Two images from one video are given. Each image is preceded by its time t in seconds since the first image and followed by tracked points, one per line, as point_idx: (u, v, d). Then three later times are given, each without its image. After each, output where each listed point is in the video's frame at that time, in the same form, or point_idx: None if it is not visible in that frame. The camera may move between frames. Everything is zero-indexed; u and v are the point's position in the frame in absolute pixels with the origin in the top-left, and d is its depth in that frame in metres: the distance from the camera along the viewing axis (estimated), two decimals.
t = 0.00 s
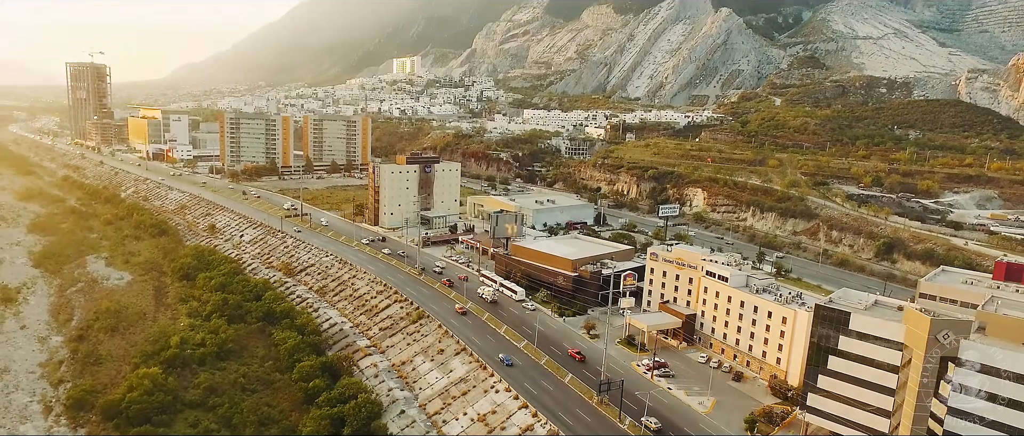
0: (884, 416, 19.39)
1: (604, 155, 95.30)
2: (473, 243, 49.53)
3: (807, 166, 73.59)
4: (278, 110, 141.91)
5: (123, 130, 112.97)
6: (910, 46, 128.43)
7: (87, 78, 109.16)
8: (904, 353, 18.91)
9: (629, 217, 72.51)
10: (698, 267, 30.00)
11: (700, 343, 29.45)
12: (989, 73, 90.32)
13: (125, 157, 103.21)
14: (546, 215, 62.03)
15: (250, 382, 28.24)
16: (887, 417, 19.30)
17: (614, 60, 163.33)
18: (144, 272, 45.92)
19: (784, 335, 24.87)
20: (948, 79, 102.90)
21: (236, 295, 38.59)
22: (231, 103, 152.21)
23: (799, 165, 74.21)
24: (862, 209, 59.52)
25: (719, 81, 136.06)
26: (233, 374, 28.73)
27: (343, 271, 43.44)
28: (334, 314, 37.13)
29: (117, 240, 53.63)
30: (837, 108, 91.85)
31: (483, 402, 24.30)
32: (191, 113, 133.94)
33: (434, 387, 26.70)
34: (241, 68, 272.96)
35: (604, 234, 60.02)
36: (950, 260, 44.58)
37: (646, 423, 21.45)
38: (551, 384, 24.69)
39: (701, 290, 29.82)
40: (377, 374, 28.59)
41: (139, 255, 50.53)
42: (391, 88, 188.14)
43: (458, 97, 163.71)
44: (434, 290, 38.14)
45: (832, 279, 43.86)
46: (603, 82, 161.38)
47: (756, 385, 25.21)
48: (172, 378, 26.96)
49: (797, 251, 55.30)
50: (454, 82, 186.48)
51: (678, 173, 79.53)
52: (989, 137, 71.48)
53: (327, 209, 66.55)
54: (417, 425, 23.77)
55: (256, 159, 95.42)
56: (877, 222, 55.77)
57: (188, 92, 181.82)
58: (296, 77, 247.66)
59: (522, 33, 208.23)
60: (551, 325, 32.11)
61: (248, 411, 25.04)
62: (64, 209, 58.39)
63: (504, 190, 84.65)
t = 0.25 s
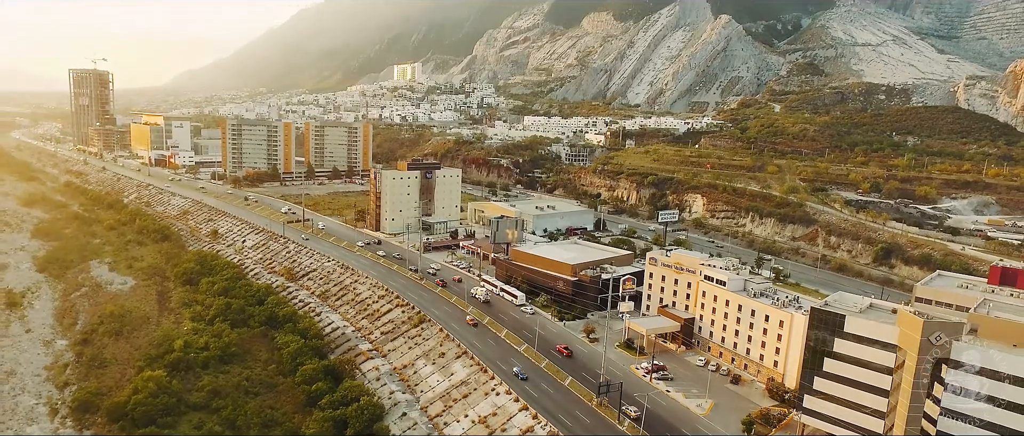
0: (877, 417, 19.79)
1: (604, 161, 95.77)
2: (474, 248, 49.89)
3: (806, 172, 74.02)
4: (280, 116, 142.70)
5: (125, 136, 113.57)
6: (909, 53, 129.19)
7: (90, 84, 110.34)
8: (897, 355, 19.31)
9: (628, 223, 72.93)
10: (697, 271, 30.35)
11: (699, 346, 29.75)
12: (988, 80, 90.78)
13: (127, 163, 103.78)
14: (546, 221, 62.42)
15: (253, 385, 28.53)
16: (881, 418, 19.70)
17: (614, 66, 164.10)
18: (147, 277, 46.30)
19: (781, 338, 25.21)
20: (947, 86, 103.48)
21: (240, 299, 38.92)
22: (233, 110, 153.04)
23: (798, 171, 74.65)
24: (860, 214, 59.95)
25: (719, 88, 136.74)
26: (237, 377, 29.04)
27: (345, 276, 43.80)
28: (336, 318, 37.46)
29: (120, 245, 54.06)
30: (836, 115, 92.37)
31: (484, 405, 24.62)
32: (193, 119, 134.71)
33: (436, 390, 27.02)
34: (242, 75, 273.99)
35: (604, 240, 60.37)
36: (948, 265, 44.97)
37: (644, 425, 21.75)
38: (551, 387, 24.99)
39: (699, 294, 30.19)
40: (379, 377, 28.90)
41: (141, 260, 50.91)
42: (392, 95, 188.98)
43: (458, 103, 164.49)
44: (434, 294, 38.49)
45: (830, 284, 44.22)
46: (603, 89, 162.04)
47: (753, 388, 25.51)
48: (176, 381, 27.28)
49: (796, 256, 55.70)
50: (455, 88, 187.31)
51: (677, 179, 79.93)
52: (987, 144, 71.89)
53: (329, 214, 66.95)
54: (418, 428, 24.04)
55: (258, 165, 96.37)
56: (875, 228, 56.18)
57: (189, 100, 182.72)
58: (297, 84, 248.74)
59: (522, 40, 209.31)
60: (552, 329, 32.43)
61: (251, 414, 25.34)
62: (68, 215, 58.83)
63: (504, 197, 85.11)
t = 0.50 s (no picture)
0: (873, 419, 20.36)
1: (604, 168, 96.19)
2: (474, 254, 50.25)
3: (805, 178, 74.42)
4: (281, 123, 143.32)
5: (127, 142, 114.13)
6: (907, 59, 129.92)
7: (92, 91, 111.89)
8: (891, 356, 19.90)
9: (628, 229, 73.27)
10: (695, 276, 30.70)
11: (697, 350, 30.09)
12: (985, 86, 91.30)
13: (129, 169, 104.25)
14: (547, 227, 62.79)
15: (256, 388, 28.79)
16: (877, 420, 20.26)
17: (614, 73, 164.83)
18: (150, 282, 46.63)
19: (778, 341, 25.52)
20: (945, 92, 104.02)
21: (242, 304, 39.23)
22: (234, 116, 153.69)
23: (797, 177, 75.06)
24: (858, 220, 60.33)
25: (718, 94, 137.41)
26: (239, 380, 29.32)
27: (346, 281, 44.14)
28: (338, 322, 37.75)
29: (123, 250, 54.43)
30: (835, 122, 92.83)
31: (484, 407, 24.90)
32: (195, 126, 135.36)
33: (437, 393, 27.31)
34: (243, 82, 274.91)
35: (604, 245, 60.73)
36: (944, 270, 45.35)
37: (643, 426, 22.04)
38: (551, 389, 25.29)
39: (697, 298, 30.54)
40: (381, 380, 29.18)
41: (144, 265, 51.25)
42: (392, 101, 189.73)
43: (459, 110, 165.16)
44: (434, 299, 38.88)
45: (828, 289, 44.57)
46: (603, 96, 162.66)
47: (751, 390, 25.83)
48: (180, 384, 27.56)
49: (794, 262, 56.06)
50: (456, 95, 188.09)
51: (676, 185, 80.30)
52: (985, 150, 72.33)
53: (331, 220, 67.34)
54: (420, 429, 24.31)
55: (260, 171, 96.76)
56: (873, 233, 56.56)
57: (190, 106, 183.31)
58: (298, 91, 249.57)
59: (523, 47, 210.29)
60: (552, 334, 32.72)
61: (254, 416, 25.62)
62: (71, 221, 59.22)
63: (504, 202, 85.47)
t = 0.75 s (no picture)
0: (868, 420, 20.71)
1: (603, 173, 96.64)
2: (475, 259, 50.61)
3: (803, 184, 74.83)
4: (281, 129, 143.93)
5: (129, 149, 114.65)
6: (906, 66, 130.62)
7: (94, 97, 112.50)
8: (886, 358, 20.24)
9: (628, 234, 73.63)
10: (694, 280, 31.05)
11: (695, 354, 30.43)
12: (983, 93, 91.89)
13: (131, 174, 104.66)
14: (547, 232, 63.17)
15: (259, 391, 29.09)
16: (871, 421, 20.62)
17: (614, 79, 165.54)
18: (153, 286, 46.95)
19: (775, 345, 25.85)
20: (944, 98, 104.59)
21: (244, 308, 39.55)
22: (235, 122, 154.26)
23: (795, 183, 75.49)
24: (856, 225, 60.74)
25: (718, 100, 138.07)
26: (243, 383, 29.60)
27: (348, 285, 44.48)
28: (340, 326, 38.07)
29: (125, 255, 54.78)
30: (833, 128, 93.36)
31: (485, 409, 25.21)
32: (196, 132, 135.95)
33: (438, 395, 27.63)
34: (243, 89, 275.68)
35: (604, 250, 61.09)
36: (941, 274, 45.76)
37: (641, 427, 22.37)
38: (551, 392, 25.63)
39: (696, 302, 30.87)
40: (382, 383, 29.49)
41: (146, 270, 51.58)
42: (393, 108, 190.47)
43: (459, 117, 165.88)
44: (435, 303, 39.26)
45: (826, 293, 44.92)
46: (603, 102, 163.37)
47: (749, 393, 26.14)
48: (184, 387, 27.86)
49: (793, 267, 56.46)
50: (456, 101, 188.83)
51: (676, 191, 80.70)
52: (983, 156, 72.79)
53: (332, 225, 67.74)
54: (421, 432, 24.61)
55: (261, 176, 97.02)
56: (871, 238, 56.96)
57: (191, 113, 183.97)
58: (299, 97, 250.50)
59: (523, 53, 211.27)
60: (552, 337, 33.04)
61: (258, 418, 25.89)
62: (74, 227, 59.59)
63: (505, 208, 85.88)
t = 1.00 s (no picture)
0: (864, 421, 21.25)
1: (603, 180, 97.07)
2: (476, 264, 50.96)
3: (803, 189, 75.22)
4: (282, 135, 144.55)
5: (131, 155, 115.19)
6: (904, 72, 131.32)
7: (97, 104, 113.11)
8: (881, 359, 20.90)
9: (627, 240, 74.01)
10: (692, 284, 31.37)
11: (694, 357, 30.76)
12: (982, 99, 92.41)
13: (133, 180, 105.12)
14: (547, 238, 63.54)
15: (262, 394, 29.36)
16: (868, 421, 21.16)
17: (614, 86, 166.26)
18: (155, 291, 47.28)
19: (773, 348, 26.16)
20: (942, 105, 105.14)
21: (247, 313, 39.85)
22: (236, 128, 154.84)
23: (794, 188, 75.92)
24: (855, 230, 61.12)
25: (717, 107, 138.73)
26: (246, 387, 29.88)
27: (350, 290, 44.78)
28: (342, 331, 38.36)
29: (128, 261, 55.15)
30: (832, 134, 93.83)
31: (486, 412, 25.51)
32: (198, 138, 136.55)
33: (439, 398, 27.93)
34: (244, 95, 276.62)
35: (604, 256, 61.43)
36: (939, 279, 46.12)
37: (640, 429, 22.66)
38: (551, 394, 25.91)
39: (694, 306, 31.19)
40: (384, 387, 29.79)
41: (149, 275, 51.94)
42: (394, 114, 191.18)
43: (459, 123, 166.56)
44: (435, 307, 39.61)
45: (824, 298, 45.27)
46: (603, 108, 164.07)
47: (747, 396, 26.45)
48: (188, 391, 28.14)
49: (791, 272, 56.85)
50: (456, 108, 189.56)
51: (675, 197, 81.08)
52: (981, 161, 73.21)
53: (333, 231, 68.13)
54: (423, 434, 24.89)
55: (263, 183, 97.51)
56: (870, 243, 57.35)
57: (193, 119, 184.72)
58: (300, 104, 251.43)
59: (523, 60, 212.22)
60: (552, 341, 33.32)
61: (261, 420, 26.17)
62: (76, 233, 59.98)
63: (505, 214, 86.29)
